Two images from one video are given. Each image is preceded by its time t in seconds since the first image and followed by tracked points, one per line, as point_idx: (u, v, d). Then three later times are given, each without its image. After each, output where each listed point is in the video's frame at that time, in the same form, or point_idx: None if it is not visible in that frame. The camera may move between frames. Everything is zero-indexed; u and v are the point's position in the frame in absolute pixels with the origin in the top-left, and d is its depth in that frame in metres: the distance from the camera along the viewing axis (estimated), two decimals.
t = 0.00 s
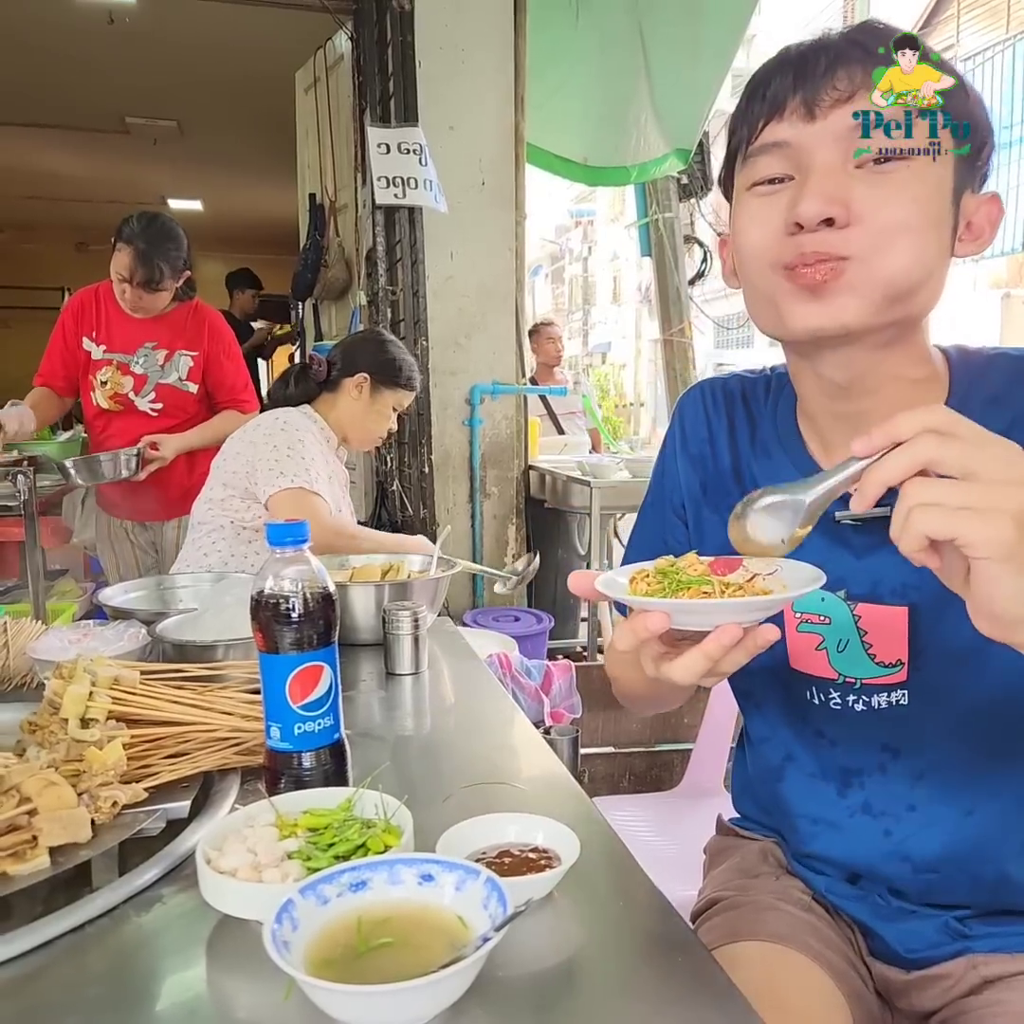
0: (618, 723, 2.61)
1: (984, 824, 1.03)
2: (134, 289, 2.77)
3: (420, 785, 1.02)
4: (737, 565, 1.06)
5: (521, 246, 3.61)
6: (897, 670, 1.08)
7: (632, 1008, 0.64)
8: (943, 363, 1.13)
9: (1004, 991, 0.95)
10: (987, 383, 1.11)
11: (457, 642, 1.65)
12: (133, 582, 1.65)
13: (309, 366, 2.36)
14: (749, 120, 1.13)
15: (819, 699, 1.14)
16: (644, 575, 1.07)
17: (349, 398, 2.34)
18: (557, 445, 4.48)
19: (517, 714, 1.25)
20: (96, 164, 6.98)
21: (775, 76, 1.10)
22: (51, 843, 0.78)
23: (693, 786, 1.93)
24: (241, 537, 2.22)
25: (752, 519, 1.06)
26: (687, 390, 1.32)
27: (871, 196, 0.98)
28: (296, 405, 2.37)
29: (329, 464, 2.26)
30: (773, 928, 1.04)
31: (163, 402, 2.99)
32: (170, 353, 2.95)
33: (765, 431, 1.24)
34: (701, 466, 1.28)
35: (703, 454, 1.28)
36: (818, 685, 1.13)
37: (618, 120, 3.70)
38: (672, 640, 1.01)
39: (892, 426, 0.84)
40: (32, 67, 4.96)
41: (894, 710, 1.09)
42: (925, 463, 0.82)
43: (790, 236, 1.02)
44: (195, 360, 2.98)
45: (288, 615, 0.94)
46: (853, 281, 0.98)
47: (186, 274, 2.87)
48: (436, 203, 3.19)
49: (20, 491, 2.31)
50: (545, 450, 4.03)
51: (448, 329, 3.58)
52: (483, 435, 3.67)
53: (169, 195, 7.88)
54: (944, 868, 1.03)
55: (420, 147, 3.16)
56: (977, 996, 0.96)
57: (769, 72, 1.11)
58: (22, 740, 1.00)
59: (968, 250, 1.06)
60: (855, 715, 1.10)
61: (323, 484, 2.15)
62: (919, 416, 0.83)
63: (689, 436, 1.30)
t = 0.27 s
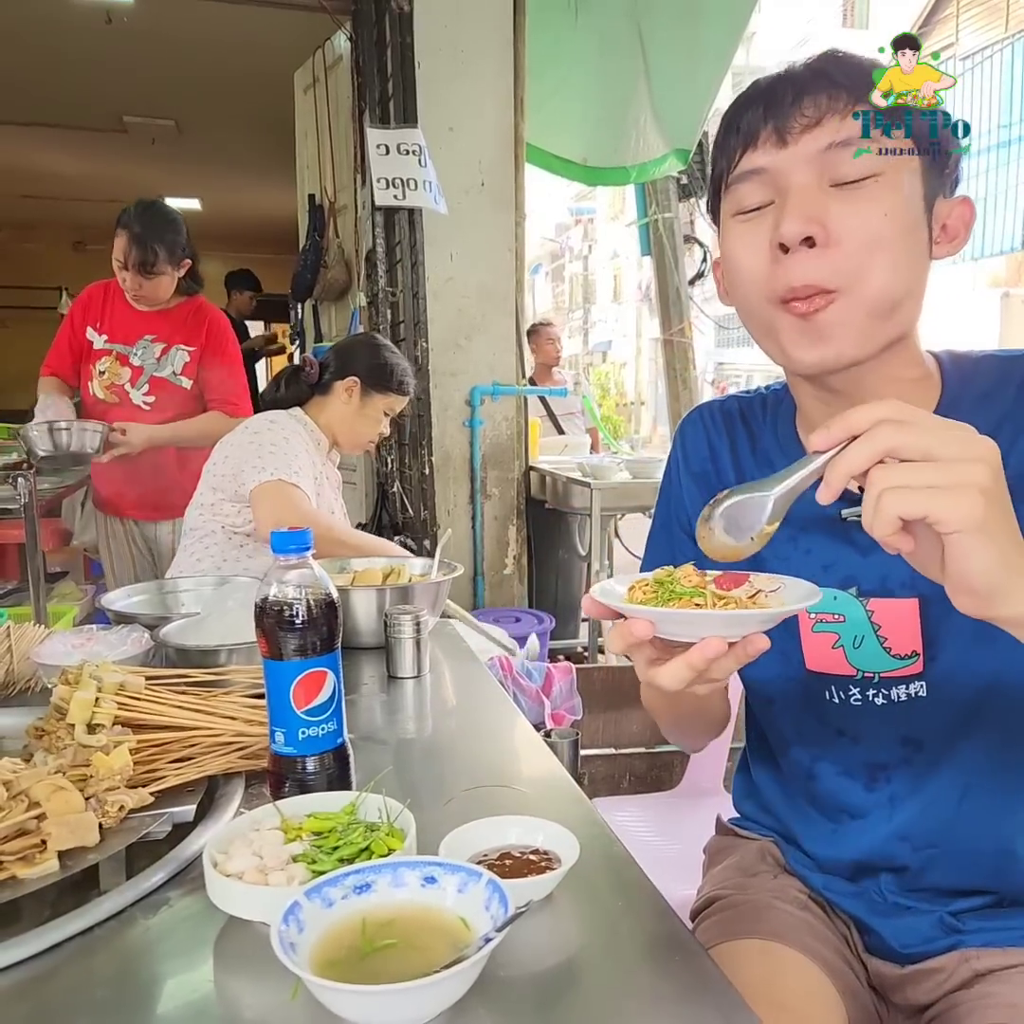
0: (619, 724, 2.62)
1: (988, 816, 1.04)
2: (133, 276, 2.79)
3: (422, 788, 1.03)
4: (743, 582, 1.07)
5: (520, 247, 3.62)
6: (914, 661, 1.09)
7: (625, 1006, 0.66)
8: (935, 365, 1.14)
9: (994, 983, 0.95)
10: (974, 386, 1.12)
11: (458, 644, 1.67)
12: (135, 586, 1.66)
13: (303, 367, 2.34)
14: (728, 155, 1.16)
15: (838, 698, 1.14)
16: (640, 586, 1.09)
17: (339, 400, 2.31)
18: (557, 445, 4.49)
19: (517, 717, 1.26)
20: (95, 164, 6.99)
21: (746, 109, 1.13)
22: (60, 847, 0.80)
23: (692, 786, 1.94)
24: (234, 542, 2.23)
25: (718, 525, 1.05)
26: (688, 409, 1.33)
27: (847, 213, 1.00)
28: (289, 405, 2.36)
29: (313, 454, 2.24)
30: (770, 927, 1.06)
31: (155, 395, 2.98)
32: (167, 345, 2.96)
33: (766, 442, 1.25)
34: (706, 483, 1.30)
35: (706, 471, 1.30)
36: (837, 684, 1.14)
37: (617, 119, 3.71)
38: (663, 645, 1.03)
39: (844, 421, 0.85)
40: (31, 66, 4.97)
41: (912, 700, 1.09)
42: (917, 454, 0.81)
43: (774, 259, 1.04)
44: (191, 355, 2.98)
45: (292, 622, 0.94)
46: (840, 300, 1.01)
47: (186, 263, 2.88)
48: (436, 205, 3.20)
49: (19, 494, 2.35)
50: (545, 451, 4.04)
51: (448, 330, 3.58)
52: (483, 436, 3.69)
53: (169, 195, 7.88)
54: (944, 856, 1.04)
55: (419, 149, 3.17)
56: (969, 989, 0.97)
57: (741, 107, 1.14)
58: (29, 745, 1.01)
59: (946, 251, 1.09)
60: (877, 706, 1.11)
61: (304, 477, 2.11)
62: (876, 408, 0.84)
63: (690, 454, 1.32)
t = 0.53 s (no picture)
0: (619, 722, 2.65)
1: (984, 808, 1.05)
2: (132, 270, 2.83)
3: (426, 785, 1.05)
4: (715, 583, 1.10)
5: (520, 246, 3.64)
6: (906, 649, 1.11)
7: (622, 996, 0.68)
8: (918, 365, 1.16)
9: (985, 973, 0.97)
10: (955, 387, 1.13)
11: (460, 643, 1.69)
12: (142, 586, 1.69)
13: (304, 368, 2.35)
14: (689, 193, 1.17)
15: (835, 687, 1.16)
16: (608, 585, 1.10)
17: (339, 402, 2.32)
18: (558, 445, 4.51)
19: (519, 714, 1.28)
20: (97, 164, 7.01)
21: (701, 151, 1.13)
22: (75, 842, 0.82)
23: (692, 783, 1.96)
24: (234, 541, 2.25)
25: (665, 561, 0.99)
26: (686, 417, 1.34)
27: (809, 250, 1.01)
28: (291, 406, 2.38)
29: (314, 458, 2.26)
30: (767, 920, 1.08)
31: (160, 390, 2.99)
32: (173, 343, 2.97)
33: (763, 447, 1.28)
34: (705, 488, 1.30)
35: (706, 476, 1.31)
36: (834, 672, 1.16)
37: (617, 119, 3.73)
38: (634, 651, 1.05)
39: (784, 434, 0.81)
40: (33, 68, 4.99)
41: (907, 688, 1.11)
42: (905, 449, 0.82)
43: (742, 301, 1.06)
44: (197, 353, 2.98)
45: (299, 622, 0.97)
46: (810, 336, 1.03)
47: (187, 258, 2.91)
48: (436, 206, 3.22)
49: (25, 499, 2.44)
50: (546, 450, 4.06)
51: (449, 329, 3.61)
52: (484, 435, 3.71)
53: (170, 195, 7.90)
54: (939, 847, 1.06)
55: (420, 150, 3.18)
56: (961, 979, 0.99)
57: (697, 146, 1.14)
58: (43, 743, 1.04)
59: (916, 256, 1.10)
60: (873, 695, 1.13)
61: (305, 475, 2.13)
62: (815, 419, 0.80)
63: (689, 461, 1.32)
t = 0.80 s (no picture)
0: (622, 722, 2.67)
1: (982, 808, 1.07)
2: (142, 272, 2.85)
3: (433, 783, 1.08)
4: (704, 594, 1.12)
5: (524, 249, 3.65)
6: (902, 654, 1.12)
7: (626, 991, 0.70)
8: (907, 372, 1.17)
9: (987, 975, 0.99)
10: (945, 392, 1.15)
11: (465, 644, 1.71)
12: (155, 586, 1.71)
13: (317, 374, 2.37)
14: (665, 231, 1.13)
15: (833, 691, 1.16)
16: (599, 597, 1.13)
17: (354, 407, 2.34)
18: (562, 446, 4.53)
19: (522, 715, 1.31)
20: (104, 169, 7.06)
21: (675, 191, 1.09)
22: (95, 837, 0.84)
23: (695, 784, 1.98)
24: (244, 544, 2.28)
25: (609, 617, 1.01)
26: (681, 423, 1.36)
27: (791, 289, 0.98)
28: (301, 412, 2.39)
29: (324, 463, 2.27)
30: (769, 920, 1.10)
31: (169, 390, 3.01)
32: (183, 344, 2.99)
33: (754, 453, 1.29)
34: (699, 490, 1.33)
35: (701, 481, 1.34)
36: (832, 678, 1.16)
37: (621, 123, 3.75)
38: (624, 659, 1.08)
39: (715, 516, 0.85)
40: (40, 73, 5.02)
41: (905, 692, 1.12)
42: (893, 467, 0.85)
43: (728, 342, 1.03)
44: (206, 353, 3.00)
45: (311, 623, 0.99)
46: (798, 373, 1.01)
47: (195, 258, 2.92)
48: (442, 210, 3.24)
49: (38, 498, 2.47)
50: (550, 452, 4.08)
51: (454, 331, 3.63)
52: (488, 436, 3.72)
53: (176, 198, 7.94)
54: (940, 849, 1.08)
55: (425, 155, 3.20)
56: (962, 981, 1.00)
57: (670, 184, 1.10)
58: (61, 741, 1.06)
59: (899, 272, 1.08)
60: (871, 700, 1.14)
61: (311, 486, 2.15)
62: (746, 495, 0.84)
63: (686, 466, 1.36)
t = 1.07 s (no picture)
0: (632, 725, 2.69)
1: (988, 815, 1.09)
2: (161, 276, 2.89)
3: (446, 784, 1.10)
4: (707, 609, 1.18)
5: (537, 254, 3.68)
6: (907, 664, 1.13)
7: (636, 989, 0.72)
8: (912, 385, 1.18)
9: (994, 979, 1.00)
10: (949, 403, 1.16)
11: (477, 647, 1.73)
12: (175, 587, 1.75)
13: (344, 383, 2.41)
14: (664, 263, 1.13)
15: (840, 700, 1.18)
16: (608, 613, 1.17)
17: (381, 418, 2.37)
18: (574, 450, 4.55)
19: (534, 717, 1.33)
20: (123, 174, 7.15)
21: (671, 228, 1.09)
22: (119, 832, 0.87)
23: (705, 787, 1.99)
24: (259, 547, 2.31)
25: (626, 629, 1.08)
26: (690, 431, 1.38)
27: (788, 327, 0.99)
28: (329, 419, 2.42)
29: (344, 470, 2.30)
30: (777, 923, 1.12)
31: (187, 392, 3.05)
32: (201, 346, 3.03)
33: (763, 463, 1.30)
34: (707, 500, 1.35)
35: (710, 491, 1.35)
36: (838, 687, 1.18)
37: (635, 128, 3.77)
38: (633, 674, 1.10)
39: (721, 526, 0.89)
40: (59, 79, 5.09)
41: (910, 703, 1.13)
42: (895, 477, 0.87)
43: (730, 375, 1.03)
44: (223, 355, 3.03)
45: (329, 626, 1.03)
46: (800, 403, 1.02)
47: (213, 261, 2.96)
48: (457, 216, 3.26)
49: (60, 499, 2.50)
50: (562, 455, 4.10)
51: (467, 335, 3.66)
52: (500, 439, 3.75)
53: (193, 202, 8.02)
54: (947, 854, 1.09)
55: (440, 162, 3.23)
56: (969, 985, 1.02)
57: (666, 220, 1.10)
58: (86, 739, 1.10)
59: (899, 293, 1.07)
60: (877, 710, 1.15)
61: (324, 498, 2.17)
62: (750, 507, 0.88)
63: (695, 474, 1.37)
